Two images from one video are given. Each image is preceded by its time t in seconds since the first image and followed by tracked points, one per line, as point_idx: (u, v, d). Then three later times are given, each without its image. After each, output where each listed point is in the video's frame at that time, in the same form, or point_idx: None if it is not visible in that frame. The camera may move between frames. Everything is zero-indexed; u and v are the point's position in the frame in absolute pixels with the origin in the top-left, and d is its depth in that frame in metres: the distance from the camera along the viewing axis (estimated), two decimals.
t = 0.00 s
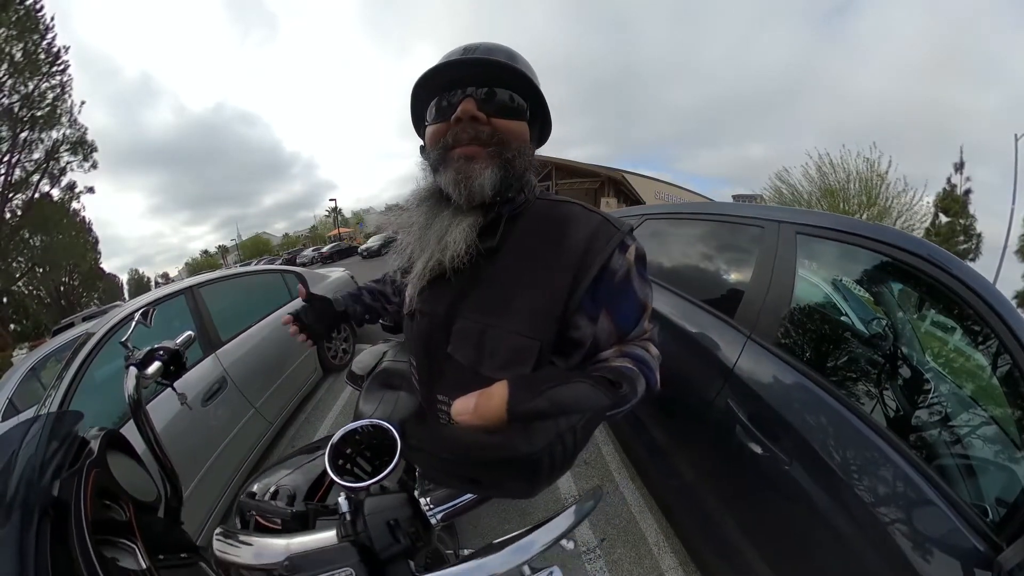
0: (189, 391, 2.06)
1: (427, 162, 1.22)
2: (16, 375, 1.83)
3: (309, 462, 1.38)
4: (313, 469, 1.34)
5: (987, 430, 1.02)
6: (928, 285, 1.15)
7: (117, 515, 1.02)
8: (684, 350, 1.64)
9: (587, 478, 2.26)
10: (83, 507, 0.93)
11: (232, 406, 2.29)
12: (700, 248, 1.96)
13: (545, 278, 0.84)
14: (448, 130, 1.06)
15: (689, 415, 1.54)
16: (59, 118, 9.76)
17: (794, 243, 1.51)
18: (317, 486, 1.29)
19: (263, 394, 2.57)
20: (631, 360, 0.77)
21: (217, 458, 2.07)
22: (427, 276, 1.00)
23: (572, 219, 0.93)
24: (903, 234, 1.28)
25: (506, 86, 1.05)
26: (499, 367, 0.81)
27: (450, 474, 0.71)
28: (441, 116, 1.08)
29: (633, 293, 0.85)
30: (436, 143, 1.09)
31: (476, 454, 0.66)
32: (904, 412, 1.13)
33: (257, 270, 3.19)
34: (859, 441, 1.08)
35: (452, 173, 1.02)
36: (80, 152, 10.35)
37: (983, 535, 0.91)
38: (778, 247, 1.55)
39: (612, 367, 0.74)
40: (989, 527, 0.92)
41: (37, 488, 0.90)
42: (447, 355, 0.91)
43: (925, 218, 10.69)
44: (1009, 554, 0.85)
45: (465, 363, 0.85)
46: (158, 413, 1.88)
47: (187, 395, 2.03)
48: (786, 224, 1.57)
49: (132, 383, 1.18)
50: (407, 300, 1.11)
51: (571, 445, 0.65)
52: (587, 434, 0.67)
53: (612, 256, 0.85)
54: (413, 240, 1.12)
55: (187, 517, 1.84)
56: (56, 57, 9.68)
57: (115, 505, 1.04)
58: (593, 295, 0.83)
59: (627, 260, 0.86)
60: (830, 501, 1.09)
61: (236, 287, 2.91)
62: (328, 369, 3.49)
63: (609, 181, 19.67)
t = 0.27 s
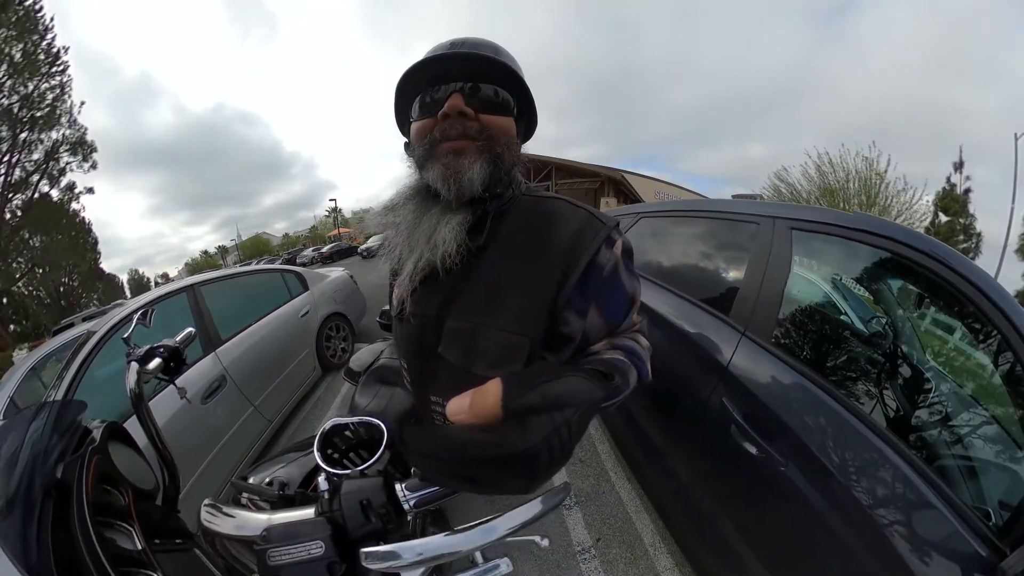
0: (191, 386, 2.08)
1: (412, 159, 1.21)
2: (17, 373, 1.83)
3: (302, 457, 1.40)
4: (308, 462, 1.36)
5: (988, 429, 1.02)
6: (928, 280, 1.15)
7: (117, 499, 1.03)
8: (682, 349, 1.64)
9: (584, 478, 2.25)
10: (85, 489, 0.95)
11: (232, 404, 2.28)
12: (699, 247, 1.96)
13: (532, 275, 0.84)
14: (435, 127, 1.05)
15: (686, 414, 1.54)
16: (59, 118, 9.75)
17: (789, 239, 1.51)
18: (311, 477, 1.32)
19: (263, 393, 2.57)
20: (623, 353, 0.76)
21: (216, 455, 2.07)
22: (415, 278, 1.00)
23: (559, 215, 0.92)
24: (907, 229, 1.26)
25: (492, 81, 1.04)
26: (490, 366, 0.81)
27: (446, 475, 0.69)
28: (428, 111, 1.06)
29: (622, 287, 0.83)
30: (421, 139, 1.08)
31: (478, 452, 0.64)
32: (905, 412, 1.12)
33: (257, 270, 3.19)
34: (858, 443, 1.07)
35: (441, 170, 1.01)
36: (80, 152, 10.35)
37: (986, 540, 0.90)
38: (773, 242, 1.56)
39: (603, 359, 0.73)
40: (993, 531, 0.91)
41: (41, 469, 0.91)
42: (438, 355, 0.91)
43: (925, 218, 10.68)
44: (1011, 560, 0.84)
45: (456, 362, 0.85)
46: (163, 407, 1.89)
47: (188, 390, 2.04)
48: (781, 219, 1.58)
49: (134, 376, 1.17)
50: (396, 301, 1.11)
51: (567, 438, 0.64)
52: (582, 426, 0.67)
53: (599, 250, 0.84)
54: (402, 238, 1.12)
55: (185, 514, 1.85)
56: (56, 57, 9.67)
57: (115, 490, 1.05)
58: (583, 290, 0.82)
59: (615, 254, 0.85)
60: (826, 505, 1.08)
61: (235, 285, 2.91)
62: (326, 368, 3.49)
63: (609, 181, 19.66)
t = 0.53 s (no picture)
0: (192, 386, 2.08)
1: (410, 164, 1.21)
2: (18, 374, 1.83)
3: (306, 456, 1.40)
4: (312, 461, 1.36)
5: (987, 430, 1.01)
6: (927, 281, 1.15)
7: (121, 498, 1.03)
8: (682, 349, 1.64)
9: (584, 477, 2.26)
10: (90, 488, 0.95)
11: (233, 405, 2.29)
12: (699, 247, 1.96)
13: (533, 274, 0.84)
14: (428, 131, 1.05)
15: (686, 414, 1.54)
16: (59, 119, 9.76)
17: (788, 238, 1.52)
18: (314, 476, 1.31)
19: (263, 392, 2.57)
20: (624, 352, 0.77)
21: (217, 455, 2.07)
22: (416, 278, 1.00)
23: (559, 215, 0.93)
24: (907, 231, 1.26)
25: (486, 84, 1.05)
26: (492, 366, 0.81)
27: (449, 476, 0.71)
28: (422, 115, 1.07)
29: (623, 286, 0.85)
30: (418, 144, 1.08)
31: (484, 455, 0.66)
32: (904, 412, 1.13)
33: (259, 270, 3.19)
34: (857, 443, 1.07)
35: (435, 177, 1.02)
36: (80, 152, 10.35)
37: (984, 539, 0.90)
38: (772, 241, 1.57)
39: (606, 359, 0.73)
40: (990, 530, 0.92)
41: (44, 469, 0.92)
42: (439, 355, 0.91)
43: (925, 218, 10.67)
44: (1009, 559, 0.85)
45: (458, 363, 0.86)
46: (165, 406, 1.90)
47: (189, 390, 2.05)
48: (779, 220, 1.58)
49: (134, 377, 1.19)
50: (397, 302, 1.11)
51: (571, 437, 0.65)
52: (585, 427, 0.67)
53: (600, 249, 0.85)
54: (400, 242, 1.12)
55: (187, 513, 1.85)
56: (56, 57, 9.68)
57: (119, 489, 1.05)
58: (584, 288, 0.82)
59: (615, 253, 0.86)
60: (827, 505, 1.08)
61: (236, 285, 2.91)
62: (327, 368, 3.50)
63: (609, 181, 19.66)
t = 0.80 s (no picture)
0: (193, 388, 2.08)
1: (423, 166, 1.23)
2: (19, 374, 1.83)
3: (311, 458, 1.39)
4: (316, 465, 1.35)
5: (987, 429, 1.01)
6: (925, 283, 1.16)
7: (122, 505, 1.04)
8: (684, 349, 1.64)
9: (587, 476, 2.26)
10: (89, 496, 0.95)
11: (234, 405, 2.29)
12: (699, 247, 1.96)
13: (546, 276, 0.84)
14: (441, 135, 1.06)
15: (689, 413, 1.54)
16: (59, 119, 9.76)
17: (791, 241, 1.52)
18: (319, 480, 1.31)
19: (264, 392, 2.57)
20: (634, 358, 0.78)
21: (219, 456, 2.08)
22: (429, 275, 1.01)
23: (573, 217, 0.93)
24: (911, 236, 1.25)
25: (499, 88, 1.05)
26: (501, 366, 0.81)
27: (453, 474, 0.72)
28: (436, 121, 1.08)
29: (635, 291, 0.85)
30: (432, 148, 1.10)
31: (488, 453, 0.67)
32: (905, 412, 1.13)
33: (259, 269, 3.20)
34: (859, 441, 1.08)
35: (447, 179, 1.03)
36: (81, 153, 10.37)
37: (981, 531, 0.91)
38: (775, 245, 1.56)
39: (615, 365, 0.74)
40: (987, 523, 0.92)
41: (43, 479, 0.91)
42: (449, 353, 0.91)
43: (926, 218, 10.67)
44: (1007, 548, 0.85)
45: (467, 361, 0.86)
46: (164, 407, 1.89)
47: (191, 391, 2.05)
48: (783, 222, 1.58)
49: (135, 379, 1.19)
50: (410, 299, 1.12)
51: (575, 443, 0.66)
52: (591, 432, 0.67)
53: (614, 253, 0.85)
54: (415, 243, 1.13)
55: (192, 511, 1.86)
56: (57, 57, 9.68)
57: (120, 496, 1.05)
58: (597, 292, 0.83)
59: (629, 257, 0.86)
60: (830, 502, 1.09)
61: (237, 285, 2.92)
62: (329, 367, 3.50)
63: (610, 181, 19.67)
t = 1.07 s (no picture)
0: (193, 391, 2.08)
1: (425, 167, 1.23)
2: (20, 374, 1.83)
3: (311, 460, 1.40)
4: (316, 467, 1.36)
5: (987, 431, 1.01)
6: (926, 286, 1.15)
7: (124, 511, 1.04)
8: (684, 350, 1.65)
9: (588, 477, 2.26)
10: (91, 503, 0.95)
11: (235, 406, 2.30)
12: (700, 247, 1.97)
13: (550, 280, 0.85)
14: (443, 137, 1.07)
15: (690, 414, 1.55)
16: (60, 119, 9.77)
17: (793, 243, 1.52)
18: (320, 483, 1.31)
19: (265, 392, 2.58)
20: (637, 365, 0.76)
21: (218, 456, 2.08)
22: (433, 278, 1.01)
23: (578, 221, 0.93)
24: (912, 240, 1.25)
25: (502, 89, 1.05)
26: (503, 369, 0.81)
27: (449, 474, 0.73)
28: (439, 122, 1.09)
29: (639, 296, 0.84)
30: (434, 150, 1.11)
31: (484, 457, 0.67)
32: (905, 413, 1.13)
33: (260, 270, 3.21)
34: (860, 442, 1.08)
35: (448, 179, 1.04)
36: (81, 153, 10.37)
37: (981, 534, 0.91)
38: (777, 249, 1.56)
39: (617, 371, 0.75)
40: (986, 525, 0.93)
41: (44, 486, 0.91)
42: (452, 355, 0.92)
43: (926, 218, 10.67)
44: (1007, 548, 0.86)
45: (470, 364, 0.87)
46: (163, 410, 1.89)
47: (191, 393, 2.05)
48: (784, 224, 1.58)
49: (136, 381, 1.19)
50: (413, 300, 1.12)
51: (575, 449, 0.66)
52: (591, 439, 0.67)
53: (619, 259, 0.85)
54: (416, 243, 1.14)
55: (195, 511, 1.87)
56: (57, 57, 9.69)
57: (122, 502, 1.05)
58: (602, 296, 0.83)
59: (634, 263, 0.86)
60: (831, 504, 1.09)
61: (238, 286, 2.93)
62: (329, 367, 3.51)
63: (610, 181, 19.67)
